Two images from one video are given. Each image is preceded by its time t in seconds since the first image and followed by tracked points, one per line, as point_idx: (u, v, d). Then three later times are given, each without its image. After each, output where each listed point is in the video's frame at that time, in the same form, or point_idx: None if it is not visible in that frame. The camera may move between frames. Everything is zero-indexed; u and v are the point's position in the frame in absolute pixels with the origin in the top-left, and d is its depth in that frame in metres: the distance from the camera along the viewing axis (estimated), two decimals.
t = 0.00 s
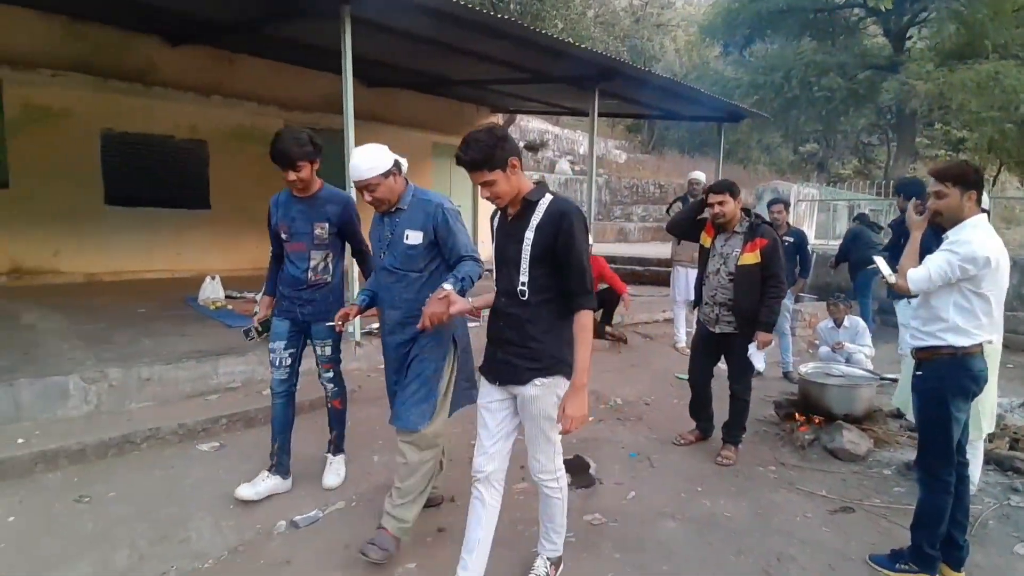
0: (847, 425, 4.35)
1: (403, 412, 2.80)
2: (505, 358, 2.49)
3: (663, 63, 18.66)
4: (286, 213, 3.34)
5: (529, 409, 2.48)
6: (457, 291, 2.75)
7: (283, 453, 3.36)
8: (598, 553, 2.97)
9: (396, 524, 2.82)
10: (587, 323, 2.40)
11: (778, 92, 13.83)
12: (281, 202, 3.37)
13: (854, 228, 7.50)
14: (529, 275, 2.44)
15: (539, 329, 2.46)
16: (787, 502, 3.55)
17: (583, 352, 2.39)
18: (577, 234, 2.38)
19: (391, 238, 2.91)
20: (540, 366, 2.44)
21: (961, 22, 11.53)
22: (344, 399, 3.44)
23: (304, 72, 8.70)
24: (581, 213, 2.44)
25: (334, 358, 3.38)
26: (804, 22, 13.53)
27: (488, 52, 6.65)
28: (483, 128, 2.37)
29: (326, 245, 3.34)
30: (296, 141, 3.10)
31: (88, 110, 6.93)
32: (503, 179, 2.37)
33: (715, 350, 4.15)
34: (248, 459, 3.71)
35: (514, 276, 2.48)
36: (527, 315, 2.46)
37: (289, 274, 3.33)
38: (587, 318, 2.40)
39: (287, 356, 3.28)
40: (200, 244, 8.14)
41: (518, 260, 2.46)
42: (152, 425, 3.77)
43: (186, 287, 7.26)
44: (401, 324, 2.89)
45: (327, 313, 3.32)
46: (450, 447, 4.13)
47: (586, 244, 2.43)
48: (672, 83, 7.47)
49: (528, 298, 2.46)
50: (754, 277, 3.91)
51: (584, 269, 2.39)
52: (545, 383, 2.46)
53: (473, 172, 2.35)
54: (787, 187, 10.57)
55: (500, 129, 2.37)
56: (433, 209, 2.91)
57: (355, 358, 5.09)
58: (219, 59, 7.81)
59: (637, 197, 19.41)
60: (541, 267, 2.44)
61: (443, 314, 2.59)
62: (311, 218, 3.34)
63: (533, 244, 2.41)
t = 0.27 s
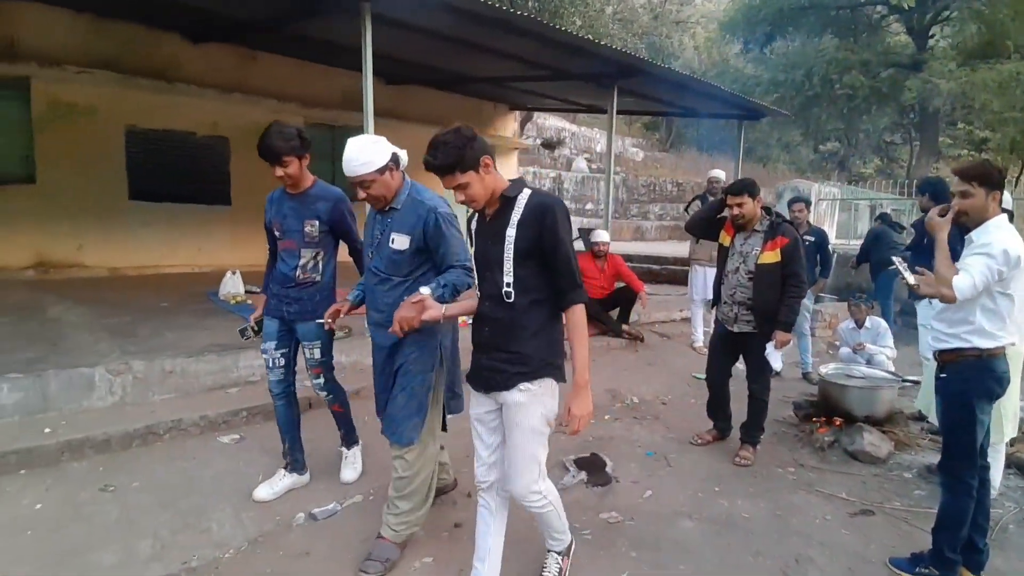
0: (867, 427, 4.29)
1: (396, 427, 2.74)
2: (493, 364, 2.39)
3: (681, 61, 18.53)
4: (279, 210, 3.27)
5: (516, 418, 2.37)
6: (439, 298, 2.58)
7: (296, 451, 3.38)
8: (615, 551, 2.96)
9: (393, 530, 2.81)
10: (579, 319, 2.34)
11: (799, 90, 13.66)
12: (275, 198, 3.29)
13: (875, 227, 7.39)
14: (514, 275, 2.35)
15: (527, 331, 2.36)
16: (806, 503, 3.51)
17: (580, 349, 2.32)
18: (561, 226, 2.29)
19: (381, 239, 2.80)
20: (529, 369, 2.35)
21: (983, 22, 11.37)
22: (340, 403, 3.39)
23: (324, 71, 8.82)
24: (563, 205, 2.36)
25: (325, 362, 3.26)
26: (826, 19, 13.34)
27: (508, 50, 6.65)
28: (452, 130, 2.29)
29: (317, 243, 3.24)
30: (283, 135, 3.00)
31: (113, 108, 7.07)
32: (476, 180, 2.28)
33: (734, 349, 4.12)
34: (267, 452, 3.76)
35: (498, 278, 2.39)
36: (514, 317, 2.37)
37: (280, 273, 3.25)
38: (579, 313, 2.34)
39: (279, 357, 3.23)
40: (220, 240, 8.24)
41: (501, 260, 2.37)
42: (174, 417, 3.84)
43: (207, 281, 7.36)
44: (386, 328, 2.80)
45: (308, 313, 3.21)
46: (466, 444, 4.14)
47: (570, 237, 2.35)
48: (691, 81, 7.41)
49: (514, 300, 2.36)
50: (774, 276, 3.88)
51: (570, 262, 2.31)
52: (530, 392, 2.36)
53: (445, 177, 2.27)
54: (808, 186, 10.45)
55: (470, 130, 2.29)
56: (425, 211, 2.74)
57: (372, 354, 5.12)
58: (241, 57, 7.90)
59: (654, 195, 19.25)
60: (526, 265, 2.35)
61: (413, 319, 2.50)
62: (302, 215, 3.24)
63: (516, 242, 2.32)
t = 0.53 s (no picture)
0: (885, 428, 4.24)
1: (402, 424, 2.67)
2: (479, 360, 2.28)
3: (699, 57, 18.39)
4: (270, 202, 3.10)
5: (496, 412, 2.24)
6: (411, 287, 2.56)
7: (309, 444, 3.28)
8: (627, 548, 2.96)
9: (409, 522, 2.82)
10: (575, 311, 2.22)
11: (818, 86, 13.49)
12: (267, 191, 3.14)
13: (895, 226, 7.28)
14: (501, 266, 2.23)
15: (515, 325, 2.25)
16: (821, 503, 3.48)
17: (579, 340, 2.20)
18: (550, 215, 2.18)
19: (374, 228, 2.78)
20: (515, 364, 2.22)
21: (1006, 19, 11.15)
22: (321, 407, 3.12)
23: (341, 65, 8.87)
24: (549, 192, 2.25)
25: (308, 361, 3.02)
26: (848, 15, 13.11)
27: (525, 45, 6.64)
28: (434, 117, 2.21)
29: (307, 237, 3.04)
30: (268, 121, 2.83)
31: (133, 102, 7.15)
32: (462, 170, 2.20)
33: (750, 347, 4.09)
34: (282, 443, 3.80)
35: (484, 270, 2.27)
36: (501, 311, 2.25)
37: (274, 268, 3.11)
38: (574, 305, 2.22)
39: (278, 353, 3.09)
40: (237, 233, 8.32)
41: (488, 251, 2.25)
42: (192, 407, 3.89)
43: (224, 274, 7.44)
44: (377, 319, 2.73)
45: (301, 310, 3.03)
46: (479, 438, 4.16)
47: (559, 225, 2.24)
48: (709, 77, 7.34)
49: (502, 292, 2.24)
50: (791, 274, 3.84)
51: (561, 252, 2.20)
52: (508, 388, 2.23)
53: (427, 166, 2.19)
54: (826, 184, 10.33)
55: (453, 118, 2.21)
56: (414, 198, 2.67)
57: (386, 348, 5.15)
58: (259, 52, 7.96)
59: (669, 192, 19.14)
60: (514, 256, 2.23)
61: (375, 303, 2.49)
62: (291, 207, 3.04)
63: (502, 232, 2.21)
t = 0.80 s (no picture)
0: (895, 429, 4.21)
1: (394, 424, 2.65)
2: (455, 362, 2.17)
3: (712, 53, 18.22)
4: (270, 202, 3.05)
5: (472, 420, 2.11)
6: (396, 288, 2.54)
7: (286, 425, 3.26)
8: (635, 545, 2.97)
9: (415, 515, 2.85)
10: (557, 315, 2.09)
11: (833, 83, 13.34)
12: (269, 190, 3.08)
13: (910, 225, 7.20)
14: (479, 265, 2.11)
15: (492, 327, 2.13)
16: (830, 503, 3.47)
17: (558, 345, 2.07)
18: (532, 214, 2.05)
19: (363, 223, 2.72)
20: (491, 369, 2.10)
21: None
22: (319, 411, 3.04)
23: (354, 60, 8.89)
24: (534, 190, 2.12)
25: (308, 362, 2.97)
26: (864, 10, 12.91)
27: (537, 40, 6.61)
28: (417, 104, 2.07)
29: (307, 238, 2.99)
30: (264, 120, 2.77)
31: (148, 96, 7.22)
32: (442, 163, 2.06)
33: (760, 346, 4.08)
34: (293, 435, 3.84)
35: (462, 269, 2.14)
36: (479, 312, 2.13)
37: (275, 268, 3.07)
38: (555, 309, 2.09)
39: (250, 341, 3.03)
40: (249, 227, 8.38)
41: (465, 250, 2.12)
42: (205, 398, 3.94)
43: (236, 267, 7.50)
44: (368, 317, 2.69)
45: (299, 311, 2.98)
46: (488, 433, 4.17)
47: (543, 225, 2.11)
48: (723, 74, 7.28)
49: (480, 293, 2.12)
50: (804, 276, 3.82)
51: (543, 253, 2.07)
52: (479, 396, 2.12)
53: (407, 157, 2.05)
54: (840, 182, 10.24)
55: (437, 107, 2.06)
56: (405, 193, 2.61)
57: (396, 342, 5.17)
58: (272, 46, 7.99)
59: (680, 189, 19.08)
60: (494, 255, 2.11)
61: (360, 305, 2.47)
62: (291, 207, 2.99)
63: (482, 230, 2.08)
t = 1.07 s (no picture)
0: (899, 430, 4.20)
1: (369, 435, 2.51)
2: (402, 370, 2.03)
3: (720, 51, 18.15)
4: (265, 198, 3.02)
5: (415, 437, 1.99)
6: (375, 291, 2.40)
7: (246, 443, 3.14)
8: (637, 543, 2.97)
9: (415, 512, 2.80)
10: (515, 334, 1.90)
11: (841, 82, 13.28)
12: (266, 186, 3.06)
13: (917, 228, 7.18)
14: (435, 271, 1.96)
15: (442, 338, 1.98)
16: (832, 504, 3.47)
17: (515, 370, 1.90)
18: (494, 223, 1.88)
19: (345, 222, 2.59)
20: (434, 384, 1.96)
21: None
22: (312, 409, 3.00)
23: (360, 55, 8.89)
24: (502, 199, 1.94)
25: (313, 360, 2.95)
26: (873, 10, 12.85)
27: (545, 37, 6.60)
28: (388, 90, 1.92)
29: (297, 234, 2.93)
30: (250, 116, 2.72)
31: (156, 90, 7.25)
32: (407, 155, 1.90)
33: (765, 345, 4.08)
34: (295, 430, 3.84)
35: (417, 272, 2.00)
36: (430, 320, 1.98)
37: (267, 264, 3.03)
38: (514, 328, 1.90)
39: (250, 340, 2.98)
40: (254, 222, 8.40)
41: (422, 254, 1.98)
42: (210, 392, 3.97)
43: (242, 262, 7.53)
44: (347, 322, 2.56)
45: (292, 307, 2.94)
46: (491, 430, 4.18)
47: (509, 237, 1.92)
48: (731, 72, 7.25)
49: (431, 300, 1.97)
50: (810, 279, 3.78)
51: (502, 268, 1.89)
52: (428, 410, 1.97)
53: (371, 144, 1.91)
54: (847, 182, 10.20)
55: (408, 96, 1.91)
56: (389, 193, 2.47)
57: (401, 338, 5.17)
58: (278, 41, 8.00)
59: (686, 188, 19.03)
60: (449, 263, 1.95)
61: (334, 308, 2.32)
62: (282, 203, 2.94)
63: (439, 235, 1.93)
